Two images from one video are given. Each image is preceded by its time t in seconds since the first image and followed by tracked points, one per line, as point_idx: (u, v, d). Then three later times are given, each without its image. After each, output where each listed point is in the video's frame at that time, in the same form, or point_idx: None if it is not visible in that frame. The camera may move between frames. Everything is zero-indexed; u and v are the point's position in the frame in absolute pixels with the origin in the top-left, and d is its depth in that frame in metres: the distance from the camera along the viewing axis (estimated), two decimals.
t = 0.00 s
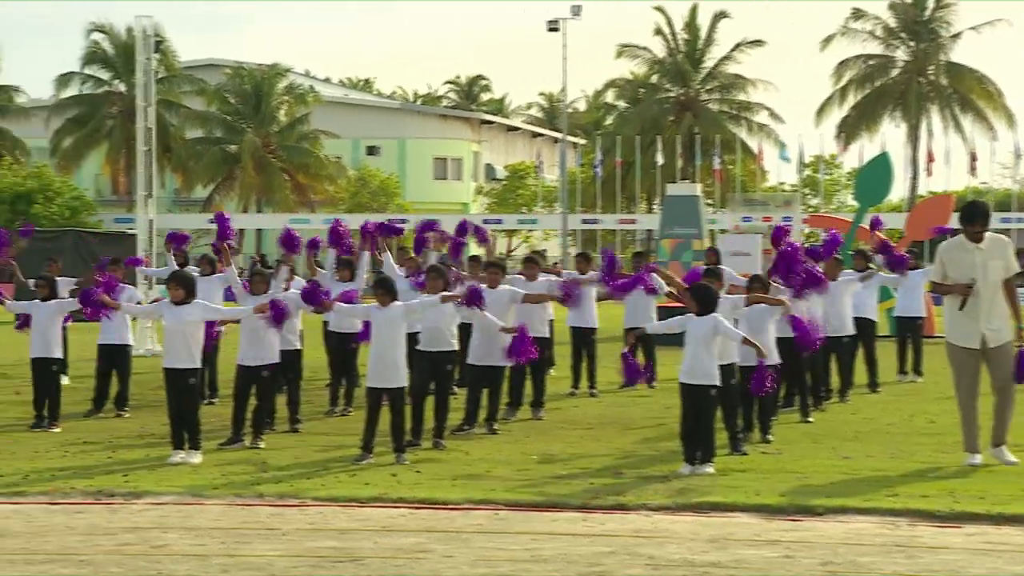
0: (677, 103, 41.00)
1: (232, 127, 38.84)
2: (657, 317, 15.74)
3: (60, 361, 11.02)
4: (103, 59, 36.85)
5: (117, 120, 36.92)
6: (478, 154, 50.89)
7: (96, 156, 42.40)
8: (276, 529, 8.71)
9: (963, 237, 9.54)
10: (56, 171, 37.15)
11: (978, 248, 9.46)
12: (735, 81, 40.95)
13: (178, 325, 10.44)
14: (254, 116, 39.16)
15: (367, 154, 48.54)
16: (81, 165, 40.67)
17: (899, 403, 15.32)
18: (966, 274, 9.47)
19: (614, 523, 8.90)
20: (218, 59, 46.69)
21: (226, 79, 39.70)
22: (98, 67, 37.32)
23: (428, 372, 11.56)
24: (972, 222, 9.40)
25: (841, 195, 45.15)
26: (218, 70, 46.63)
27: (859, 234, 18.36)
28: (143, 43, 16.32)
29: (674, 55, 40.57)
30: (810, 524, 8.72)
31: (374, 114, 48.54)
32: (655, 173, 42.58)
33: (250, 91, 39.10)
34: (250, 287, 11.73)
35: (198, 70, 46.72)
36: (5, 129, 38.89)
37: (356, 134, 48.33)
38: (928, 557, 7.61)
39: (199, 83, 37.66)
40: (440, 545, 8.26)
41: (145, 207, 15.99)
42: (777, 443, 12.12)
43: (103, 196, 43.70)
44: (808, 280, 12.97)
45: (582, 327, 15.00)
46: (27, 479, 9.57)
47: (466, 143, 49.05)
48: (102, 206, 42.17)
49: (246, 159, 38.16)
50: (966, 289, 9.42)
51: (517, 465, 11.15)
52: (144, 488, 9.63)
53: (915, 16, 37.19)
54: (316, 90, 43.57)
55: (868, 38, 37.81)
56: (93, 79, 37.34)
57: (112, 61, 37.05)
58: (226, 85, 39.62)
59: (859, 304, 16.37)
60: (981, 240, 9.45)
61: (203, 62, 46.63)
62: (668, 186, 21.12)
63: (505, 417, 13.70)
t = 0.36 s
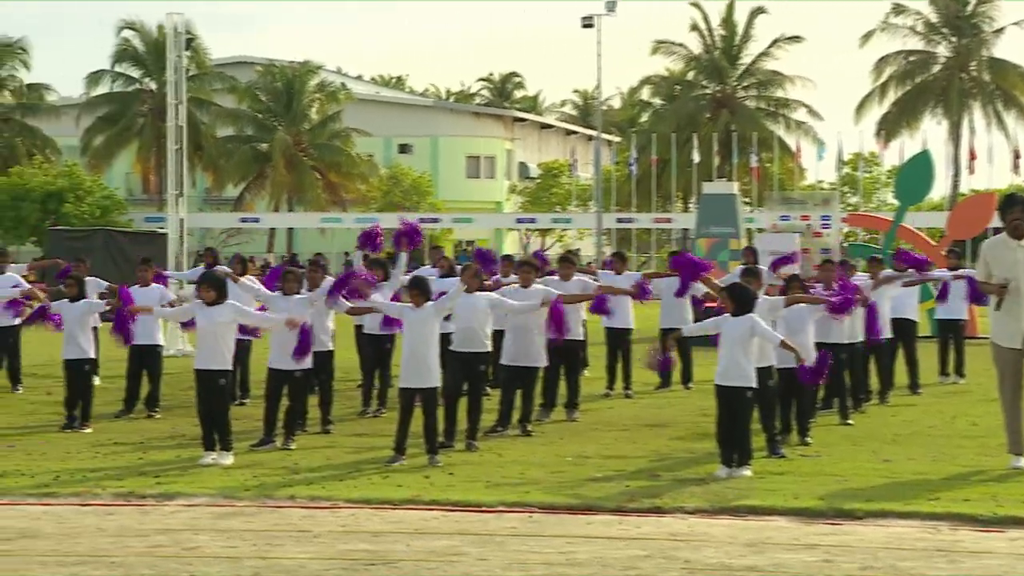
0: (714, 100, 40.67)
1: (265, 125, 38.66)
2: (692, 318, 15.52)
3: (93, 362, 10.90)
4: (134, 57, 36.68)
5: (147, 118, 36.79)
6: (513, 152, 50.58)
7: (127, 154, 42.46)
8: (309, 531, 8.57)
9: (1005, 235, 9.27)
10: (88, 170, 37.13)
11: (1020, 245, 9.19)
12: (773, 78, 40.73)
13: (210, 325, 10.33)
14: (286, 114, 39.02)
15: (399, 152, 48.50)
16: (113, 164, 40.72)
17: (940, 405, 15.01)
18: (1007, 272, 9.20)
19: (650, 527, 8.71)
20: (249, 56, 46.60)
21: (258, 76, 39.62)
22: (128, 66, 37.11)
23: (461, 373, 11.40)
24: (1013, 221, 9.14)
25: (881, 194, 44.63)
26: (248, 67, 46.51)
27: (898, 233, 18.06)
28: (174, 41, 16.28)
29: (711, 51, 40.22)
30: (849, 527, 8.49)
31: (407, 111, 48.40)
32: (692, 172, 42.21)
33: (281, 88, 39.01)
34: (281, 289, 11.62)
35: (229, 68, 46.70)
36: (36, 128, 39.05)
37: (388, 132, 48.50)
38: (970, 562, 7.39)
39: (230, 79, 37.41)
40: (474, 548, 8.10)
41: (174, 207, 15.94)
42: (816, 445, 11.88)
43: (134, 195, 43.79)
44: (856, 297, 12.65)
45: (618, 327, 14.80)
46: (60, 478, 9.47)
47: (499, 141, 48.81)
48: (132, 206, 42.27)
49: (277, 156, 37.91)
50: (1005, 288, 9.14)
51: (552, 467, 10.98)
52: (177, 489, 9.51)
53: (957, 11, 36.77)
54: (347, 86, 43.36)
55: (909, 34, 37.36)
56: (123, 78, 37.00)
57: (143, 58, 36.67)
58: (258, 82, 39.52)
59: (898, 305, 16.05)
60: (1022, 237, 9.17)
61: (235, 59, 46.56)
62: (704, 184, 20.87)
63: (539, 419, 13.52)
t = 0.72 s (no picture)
0: (768, 96, 40.22)
1: (310, 122, 38.56)
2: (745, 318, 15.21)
3: (134, 365, 10.92)
4: (179, 53, 36.56)
5: (192, 116, 36.74)
6: (561, 149, 50.20)
7: (172, 152, 42.64)
8: (355, 534, 8.39)
9: None
10: (133, 167, 37.22)
11: None
12: (829, 73, 40.19)
13: (255, 326, 10.17)
14: (331, 112, 38.87)
15: (446, 150, 48.19)
16: (159, 161, 40.90)
17: (1001, 408, 14.58)
18: None
19: (703, 531, 8.44)
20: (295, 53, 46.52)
21: (304, 73, 39.44)
22: (173, 62, 36.79)
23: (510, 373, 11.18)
24: None
25: (939, 191, 43.86)
26: (295, 64, 46.47)
27: (958, 233, 17.65)
28: (219, 37, 16.22)
29: (766, 46, 39.74)
30: (908, 533, 8.19)
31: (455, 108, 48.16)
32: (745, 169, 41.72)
33: (327, 85, 38.88)
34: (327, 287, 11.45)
35: (276, 64, 46.75)
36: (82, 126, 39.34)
37: (436, 129, 48.21)
38: None
39: (276, 77, 37.44)
40: (522, 552, 7.88)
41: (219, 205, 15.85)
42: (874, 449, 11.53)
43: (180, 193, 43.95)
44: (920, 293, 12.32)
45: (669, 328, 14.52)
46: (105, 478, 9.34)
47: (548, 139, 48.48)
48: (179, 204, 42.39)
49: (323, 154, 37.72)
50: None
51: (603, 471, 10.73)
52: (222, 491, 9.35)
53: (1020, 3, 36.01)
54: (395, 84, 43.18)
55: (970, 28, 36.67)
56: (169, 74, 36.85)
57: (188, 55, 36.44)
58: (304, 79, 39.35)
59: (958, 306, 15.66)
60: None
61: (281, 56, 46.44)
62: (759, 182, 20.57)
63: (589, 421, 13.27)
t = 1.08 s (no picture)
0: (828, 92, 39.68)
1: (360, 120, 38.44)
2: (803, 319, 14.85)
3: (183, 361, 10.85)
4: (228, 50, 36.68)
5: (240, 113, 36.61)
6: (615, 147, 49.63)
7: (221, 150, 42.69)
8: (406, 539, 8.20)
9: None
10: (182, 166, 37.22)
11: None
12: (890, 68, 39.56)
13: (303, 325, 10.01)
14: (382, 109, 38.64)
15: (498, 146, 47.61)
16: (207, 159, 40.95)
17: None
18: None
19: (761, 537, 8.16)
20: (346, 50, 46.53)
21: (353, 69, 39.10)
22: (222, 59, 36.93)
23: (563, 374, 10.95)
24: None
25: (1004, 188, 42.97)
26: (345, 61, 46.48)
27: None
28: (268, 33, 16.14)
29: (824, 41, 39.25)
30: (974, 541, 7.86)
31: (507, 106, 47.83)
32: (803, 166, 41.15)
33: (377, 82, 38.60)
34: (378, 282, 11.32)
35: (325, 60, 46.71)
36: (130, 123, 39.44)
37: (487, 126, 47.72)
38: None
39: (326, 73, 37.41)
40: (576, 558, 7.65)
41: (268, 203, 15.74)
42: (937, 453, 11.16)
43: (228, 191, 44.07)
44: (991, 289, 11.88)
45: (725, 329, 14.20)
46: (154, 480, 9.21)
47: (601, 136, 47.93)
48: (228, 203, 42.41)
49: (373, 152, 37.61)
50: None
51: (658, 475, 10.46)
52: (272, 494, 9.18)
53: None
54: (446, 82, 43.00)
55: None
56: (217, 71, 36.83)
57: (236, 51, 36.54)
58: (354, 75, 39.04)
59: None
60: None
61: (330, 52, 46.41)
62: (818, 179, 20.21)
63: (644, 424, 13.00)
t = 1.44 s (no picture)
0: (896, 87, 39.06)
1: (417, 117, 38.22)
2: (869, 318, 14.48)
3: (241, 362, 10.77)
4: (285, 47, 36.92)
5: (297, 110, 36.60)
6: (676, 144, 48.92)
7: (277, 149, 42.77)
8: (464, 542, 8.03)
9: None
10: (237, 164, 37.24)
11: None
12: (960, 62, 38.81)
13: (360, 325, 9.85)
14: (439, 106, 38.54)
15: (557, 143, 47.20)
16: (264, 158, 41.02)
17: None
18: None
19: (827, 542, 7.90)
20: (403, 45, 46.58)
21: (410, 66, 38.94)
22: (279, 56, 37.13)
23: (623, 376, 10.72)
24: None
25: None
26: (402, 57, 46.49)
27: None
28: (325, 30, 16.12)
29: (892, 35, 38.59)
30: None
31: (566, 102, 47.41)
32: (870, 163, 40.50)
33: (434, 78, 38.52)
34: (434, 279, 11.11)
35: (383, 57, 46.73)
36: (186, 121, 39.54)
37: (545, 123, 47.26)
38: None
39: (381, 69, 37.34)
40: (636, 562, 7.44)
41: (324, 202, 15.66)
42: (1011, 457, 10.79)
43: (283, 190, 44.32)
44: None
45: (790, 329, 13.88)
46: (210, 482, 9.12)
47: (663, 133, 47.22)
48: (283, 202, 42.51)
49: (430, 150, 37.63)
50: None
51: (720, 479, 10.20)
52: (328, 496, 9.05)
53: None
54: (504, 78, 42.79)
55: None
56: (273, 68, 37.09)
57: (293, 49, 36.74)
58: (411, 72, 38.92)
59: None
60: None
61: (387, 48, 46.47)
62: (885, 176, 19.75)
63: (706, 426, 12.74)
